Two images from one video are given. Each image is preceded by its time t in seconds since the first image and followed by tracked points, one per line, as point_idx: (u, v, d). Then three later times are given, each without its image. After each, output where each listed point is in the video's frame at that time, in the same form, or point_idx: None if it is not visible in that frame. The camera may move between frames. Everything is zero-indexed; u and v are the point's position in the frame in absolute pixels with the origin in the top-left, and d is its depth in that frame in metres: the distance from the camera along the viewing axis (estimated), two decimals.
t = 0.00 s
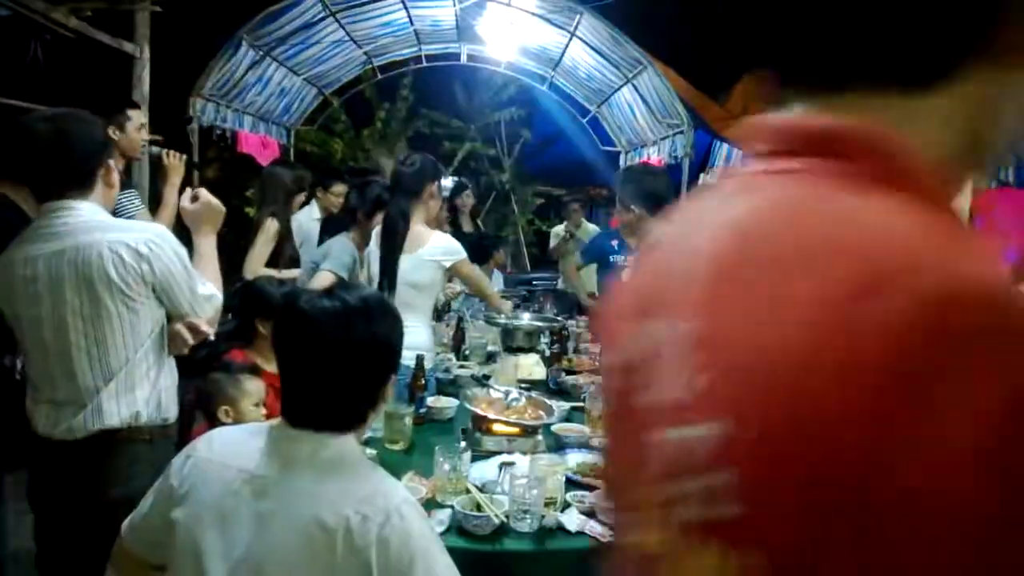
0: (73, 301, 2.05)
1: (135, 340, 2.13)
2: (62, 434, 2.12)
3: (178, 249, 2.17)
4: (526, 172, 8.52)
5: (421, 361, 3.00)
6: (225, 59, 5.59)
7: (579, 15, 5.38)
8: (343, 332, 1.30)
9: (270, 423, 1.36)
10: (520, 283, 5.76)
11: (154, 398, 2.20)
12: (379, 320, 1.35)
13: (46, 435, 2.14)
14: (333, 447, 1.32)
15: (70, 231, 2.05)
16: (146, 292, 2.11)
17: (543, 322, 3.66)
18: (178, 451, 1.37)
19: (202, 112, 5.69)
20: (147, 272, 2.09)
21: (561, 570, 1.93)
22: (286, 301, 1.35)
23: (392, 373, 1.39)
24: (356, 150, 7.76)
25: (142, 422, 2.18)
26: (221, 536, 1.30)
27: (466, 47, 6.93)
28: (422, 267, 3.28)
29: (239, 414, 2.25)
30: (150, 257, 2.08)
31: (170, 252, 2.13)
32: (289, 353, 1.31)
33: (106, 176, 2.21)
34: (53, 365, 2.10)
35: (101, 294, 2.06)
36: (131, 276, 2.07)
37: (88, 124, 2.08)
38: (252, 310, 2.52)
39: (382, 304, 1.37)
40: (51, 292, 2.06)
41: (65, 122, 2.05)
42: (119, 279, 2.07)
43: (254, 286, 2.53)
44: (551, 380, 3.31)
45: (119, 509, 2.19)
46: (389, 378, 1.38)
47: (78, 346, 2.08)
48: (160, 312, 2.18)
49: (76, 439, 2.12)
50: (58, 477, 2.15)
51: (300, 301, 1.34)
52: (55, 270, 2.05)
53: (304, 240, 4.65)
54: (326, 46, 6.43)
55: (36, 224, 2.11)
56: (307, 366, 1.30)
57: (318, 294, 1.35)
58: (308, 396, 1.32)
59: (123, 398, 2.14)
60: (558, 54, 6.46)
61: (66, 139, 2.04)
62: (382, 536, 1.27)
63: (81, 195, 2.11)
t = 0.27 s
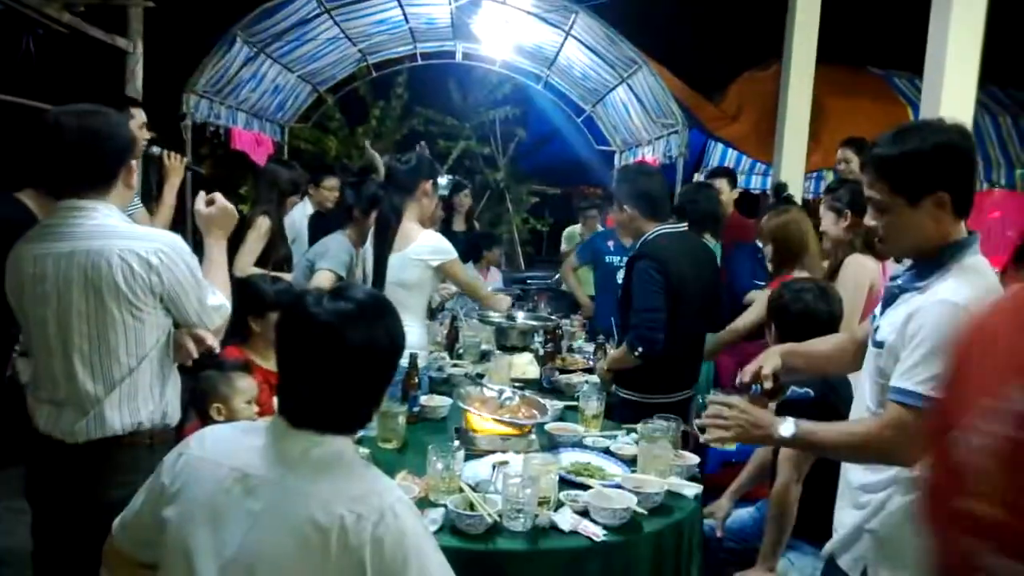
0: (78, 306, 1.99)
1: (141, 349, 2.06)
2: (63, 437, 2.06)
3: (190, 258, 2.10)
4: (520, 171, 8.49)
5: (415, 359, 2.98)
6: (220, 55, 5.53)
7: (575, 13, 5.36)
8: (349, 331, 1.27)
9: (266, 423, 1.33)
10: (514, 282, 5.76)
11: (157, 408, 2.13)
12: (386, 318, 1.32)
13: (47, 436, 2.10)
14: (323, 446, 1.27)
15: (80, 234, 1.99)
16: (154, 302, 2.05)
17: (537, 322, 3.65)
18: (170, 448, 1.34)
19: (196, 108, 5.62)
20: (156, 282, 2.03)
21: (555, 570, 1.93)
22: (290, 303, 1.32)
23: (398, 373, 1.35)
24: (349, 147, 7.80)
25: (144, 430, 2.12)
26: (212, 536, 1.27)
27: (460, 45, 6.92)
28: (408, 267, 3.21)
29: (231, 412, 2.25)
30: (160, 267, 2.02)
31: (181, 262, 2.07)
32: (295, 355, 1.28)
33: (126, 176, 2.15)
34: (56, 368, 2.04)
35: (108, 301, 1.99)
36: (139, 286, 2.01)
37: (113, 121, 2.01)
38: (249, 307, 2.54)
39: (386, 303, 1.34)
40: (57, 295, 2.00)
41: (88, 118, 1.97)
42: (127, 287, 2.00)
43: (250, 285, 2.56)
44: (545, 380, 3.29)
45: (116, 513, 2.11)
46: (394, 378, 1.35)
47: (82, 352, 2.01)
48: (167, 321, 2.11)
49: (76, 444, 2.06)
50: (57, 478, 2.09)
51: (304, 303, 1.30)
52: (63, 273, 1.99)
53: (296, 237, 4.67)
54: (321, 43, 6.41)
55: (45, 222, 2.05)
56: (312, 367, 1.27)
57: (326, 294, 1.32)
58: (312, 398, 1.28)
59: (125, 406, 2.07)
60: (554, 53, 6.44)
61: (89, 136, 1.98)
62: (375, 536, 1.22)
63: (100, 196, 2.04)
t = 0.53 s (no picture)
0: (83, 306, 1.97)
1: (145, 349, 2.04)
2: (63, 435, 2.04)
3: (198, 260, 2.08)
4: (516, 169, 8.46)
5: (411, 358, 2.96)
6: (214, 52, 5.51)
7: (571, 11, 5.35)
8: (346, 331, 1.24)
9: (264, 422, 1.30)
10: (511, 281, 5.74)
11: (159, 409, 2.11)
12: (382, 317, 1.30)
13: (45, 436, 2.08)
14: (321, 445, 1.25)
15: (87, 233, 1.97)
16: (160, 302, 2.03)
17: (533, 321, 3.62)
18: (167, 448, 1.31)
19: (190, 106, 5.60)
20: (163, 282, 2.01)
21: (553, 571, 1.91)
22: (284, 302, 1.29)
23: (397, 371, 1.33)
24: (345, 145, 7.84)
25: (145, 431, 2.09)
26: (208, 535, 1.22)
27: (456, 42, 6.90)
28: (394, 266, 3.20)
29: (227, 411, 2.23)
30: (168, 268, 2.01)
31: (188, 263, 2.05)
32: (289, 357, 1.25)
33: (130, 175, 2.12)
34: (59, 366, 2.01)
35: (114, 300, 1.98)
36: (147, 285, 2.00)
37: (116, 120, 1.98)
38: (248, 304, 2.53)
39: (381, 301, 1.31)
40: (62, 293, 1.97)
41: (92, 116, 1.95)
42: (134, 287, 1.98)
43: (245, 287, 2.56)
44: (540, 380, 3.26)
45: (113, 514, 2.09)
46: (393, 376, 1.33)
47: (85, 352, 1.99)
48: (172, 321, 2.10)
49: (77, 443, 2.04)
50: (55, 478, 2.08)
51: (299, 301, 1.28)
52: (68, 271, 1.97)
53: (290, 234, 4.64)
54: (316, 40, 6.38)
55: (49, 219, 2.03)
56: (308, 369, 1.24)
57: (319, 294, 1.29)
58: (308, 401, 1.25)
59: (127, 407, 2.05)
60: (550, 51, 6.43)
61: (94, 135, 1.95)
62: (373, 535, 1.19)
63: (105, 194, 2.02)
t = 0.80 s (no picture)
0: (93, 306, 1.98)
1: (153, 348, 2.06)
2: (70, 436, 2.04)
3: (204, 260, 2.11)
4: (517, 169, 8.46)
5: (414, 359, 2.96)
6: (216, 54, 5.51)
7: (572, 11, 5.36)
8: (346, 329, 1.25)
9: (266, 420, 1.31)
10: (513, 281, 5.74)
11: (167, 408, 2.14)
12: (382, 315, 1.30)
13: (51, 436, 2.08)
14: (326, 441, 1.25)
15: (95, 233, 1.97)
16: (168, 302, 2.06)
17: (533, 322, 3.59)
18: (170, 447, 1.31)
19: (193, 107, 5.61)
20: (174, 282, 2.04)
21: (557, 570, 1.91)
22: (281, 303, 1.29)
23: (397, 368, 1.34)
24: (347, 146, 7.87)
25: (153, 429, 2.11)
26: (212, 534, 1.23)
27: (458, 43, 6.91)
28: (390, 268, 3.20)
29: (231, 411, 2.23)
30: (179, 268, 2.03)
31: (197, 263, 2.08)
32: (289, 355, 1.26)
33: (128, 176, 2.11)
34: (65, 367, 2.01)
35: (125, 301, 1.99)
36: (158, 285, 2.02)
37: (116, 122, 1.99)
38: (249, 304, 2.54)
39: (380, 300, 1.32)
40: (69, 294, 1.97)
41: (93, 118, 1.95)
42: (145, 287, 2.01)
43: (247, 288, 2.57)
44: (542, 378, 3.27)
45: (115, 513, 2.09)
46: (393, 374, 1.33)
47: (95, 352, 2.00)
48: (178, 320, 2.12)
49: (84, 443, 2.05)
50: (61, 477, 2.08)
51: (297, 301, 1.28)
52: (77, 272, 1.97)
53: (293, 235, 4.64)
54: (318, 42, 6.39)
55: (52, 220, 2.02)
56: (308, 367, 1.24)
57: (319, 292, 1.29)
58: (307, 398, 1.25)
59: (136, 405, 2.07)
60: (551, 51, 6.43)
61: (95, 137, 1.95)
62: (379, 531, 1.19)
63: (108, 196, 2.03)
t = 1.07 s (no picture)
0: (93, 309, 1.97)
1: (152, 350, 2.06)
2: (70, 440, 2.04)
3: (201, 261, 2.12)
4: (519, 169, 8.45)
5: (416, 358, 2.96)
6: (218, 53, 5.51)
7: (574, 10, 5.35)
8: (345, 327, 1.25)
9: (266, 419, 1.31)
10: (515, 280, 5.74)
11: (167, 409, 2.14)
12: (379, 314, 1.31)
13: (49, 439, 2.06)
14: (326, 440, 1.25)
15: (93, 235, 1.97)
16: (168, 303, 2.07)
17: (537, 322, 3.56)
18: (169, 447, 1.31)
19: (195, 106, 5.61)
20: (173, 283, 2.04)
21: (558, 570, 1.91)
22: (279, 302, 1.30)
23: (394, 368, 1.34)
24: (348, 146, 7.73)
25: (154, 432, 2.11)
26: (210, 535, 1.22)
27: (460, 42, 6.90)
28: (392, 267, 3.19)
29: (231, 411, 2.24)
30: (177, 269, 2.04)
31: (195, 264, 2.09)
32: (287, 353, 1.26)
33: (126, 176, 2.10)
34: (62, 371, 2.00)
35: (125, 303, 1.99)
36: (158, 286, 2.03)
37: (112, 121, 1.99)
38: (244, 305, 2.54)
39: (377, 300, 1.33)
40: (65, 296, 1.96)
41: (88, 116, 1.95)
42: (145, 289, 2.01)
43: (246, 286, 2.57)
44: (545, 378, 3.27)
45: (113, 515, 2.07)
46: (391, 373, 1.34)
47: (95, 355, 1.99)
48: (176, 322, 2.13)
49: (83, 447, 2.04)
50: (59, 479, 2.06)
51: (293, 299, 1.29)
52: (75, 275, 1.96)
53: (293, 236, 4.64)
54: (320, 41, 6.39)
55: (47, 222, 2.01)
56: (305, 366, 1.24)
57: (315, 292, 1.30)
58: (305, 396, 1.25)
59: (137, 407, 2.07)
60: (553, 50, 6.42)
61: (90, 135, 1.95)
62: (379, 530, 1.19)
63: (102, 196, 2.02)
